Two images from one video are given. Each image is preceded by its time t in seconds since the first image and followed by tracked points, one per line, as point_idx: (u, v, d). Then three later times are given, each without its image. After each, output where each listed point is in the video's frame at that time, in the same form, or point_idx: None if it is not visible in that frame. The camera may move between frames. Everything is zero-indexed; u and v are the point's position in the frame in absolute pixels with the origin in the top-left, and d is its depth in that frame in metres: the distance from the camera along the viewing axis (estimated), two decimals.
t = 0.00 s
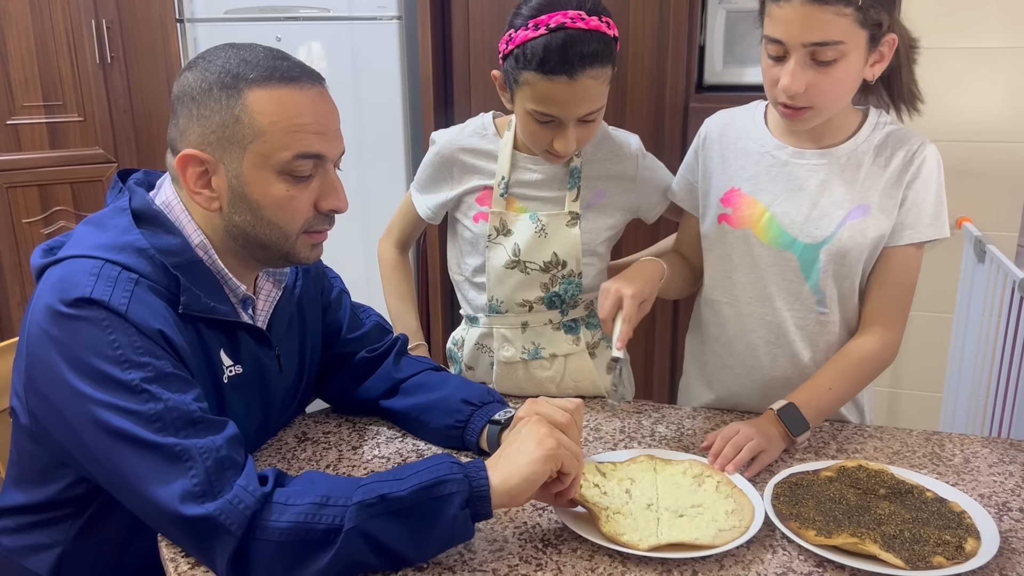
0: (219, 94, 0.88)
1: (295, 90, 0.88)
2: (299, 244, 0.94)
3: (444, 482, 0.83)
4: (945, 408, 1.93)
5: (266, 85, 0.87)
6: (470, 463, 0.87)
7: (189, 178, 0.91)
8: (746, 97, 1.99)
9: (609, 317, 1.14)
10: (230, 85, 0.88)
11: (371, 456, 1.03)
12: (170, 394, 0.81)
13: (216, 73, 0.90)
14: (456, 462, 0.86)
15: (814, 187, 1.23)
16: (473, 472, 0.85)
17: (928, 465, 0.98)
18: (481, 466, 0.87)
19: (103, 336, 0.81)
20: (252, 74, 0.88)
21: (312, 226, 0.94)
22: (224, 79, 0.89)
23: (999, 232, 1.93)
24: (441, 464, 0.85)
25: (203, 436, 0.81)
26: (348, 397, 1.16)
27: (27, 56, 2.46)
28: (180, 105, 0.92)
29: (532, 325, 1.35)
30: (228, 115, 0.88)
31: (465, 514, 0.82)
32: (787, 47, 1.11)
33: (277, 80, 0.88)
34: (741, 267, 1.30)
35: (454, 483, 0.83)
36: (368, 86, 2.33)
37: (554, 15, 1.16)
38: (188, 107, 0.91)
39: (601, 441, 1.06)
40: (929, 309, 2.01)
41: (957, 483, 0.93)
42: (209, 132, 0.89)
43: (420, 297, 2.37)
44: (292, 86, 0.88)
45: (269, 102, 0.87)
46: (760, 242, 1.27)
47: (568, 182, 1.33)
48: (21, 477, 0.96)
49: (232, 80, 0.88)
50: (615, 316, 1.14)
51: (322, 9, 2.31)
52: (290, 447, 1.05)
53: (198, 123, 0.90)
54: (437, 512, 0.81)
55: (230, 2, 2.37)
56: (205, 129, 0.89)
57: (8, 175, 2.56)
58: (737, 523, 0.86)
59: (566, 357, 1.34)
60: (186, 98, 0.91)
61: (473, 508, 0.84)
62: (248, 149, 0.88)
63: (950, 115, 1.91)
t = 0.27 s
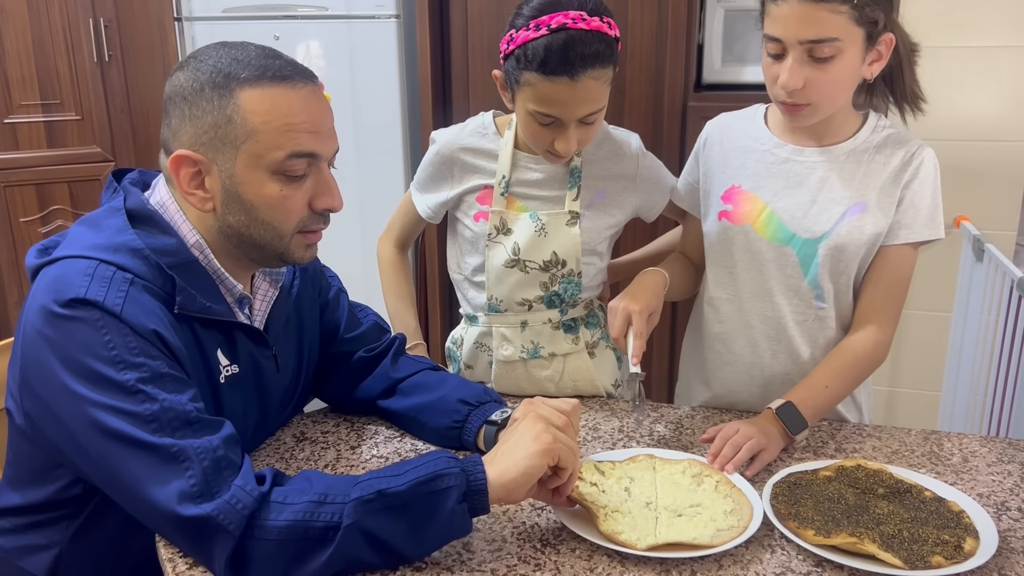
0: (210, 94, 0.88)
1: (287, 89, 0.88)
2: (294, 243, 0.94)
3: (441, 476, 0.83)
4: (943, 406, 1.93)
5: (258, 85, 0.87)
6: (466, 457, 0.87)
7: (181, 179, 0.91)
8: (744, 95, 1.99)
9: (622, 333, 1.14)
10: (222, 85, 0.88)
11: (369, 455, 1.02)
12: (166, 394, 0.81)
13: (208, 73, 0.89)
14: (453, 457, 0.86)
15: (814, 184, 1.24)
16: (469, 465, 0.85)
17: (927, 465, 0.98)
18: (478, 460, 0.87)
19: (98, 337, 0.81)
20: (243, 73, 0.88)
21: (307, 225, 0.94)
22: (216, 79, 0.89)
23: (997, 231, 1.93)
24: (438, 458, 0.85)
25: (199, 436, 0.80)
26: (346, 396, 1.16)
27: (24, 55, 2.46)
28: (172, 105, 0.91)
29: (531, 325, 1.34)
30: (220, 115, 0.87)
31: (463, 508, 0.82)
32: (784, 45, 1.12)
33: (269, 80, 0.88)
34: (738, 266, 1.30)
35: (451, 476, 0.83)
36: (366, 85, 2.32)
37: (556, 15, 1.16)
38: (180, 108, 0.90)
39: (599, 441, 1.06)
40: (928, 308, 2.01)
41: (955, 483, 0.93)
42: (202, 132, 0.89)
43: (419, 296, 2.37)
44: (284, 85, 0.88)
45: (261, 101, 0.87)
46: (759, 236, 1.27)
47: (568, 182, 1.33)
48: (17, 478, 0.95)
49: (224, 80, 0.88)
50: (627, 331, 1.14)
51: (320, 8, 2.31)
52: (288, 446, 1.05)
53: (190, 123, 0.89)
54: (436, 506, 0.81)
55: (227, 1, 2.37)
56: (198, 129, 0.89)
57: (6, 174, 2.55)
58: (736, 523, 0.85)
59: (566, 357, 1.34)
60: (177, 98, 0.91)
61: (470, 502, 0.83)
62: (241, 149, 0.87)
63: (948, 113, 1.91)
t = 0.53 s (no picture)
0: (210, 92, 0.88)
1: (288, 87, 0.88)
2: (295, 241, 0.94)
3: (441, 473, 0.82)
4: (942, 404, 1.93)
5: (258, 83, 0.87)
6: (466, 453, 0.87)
7: (181, 178, 0.90)
8: (743, 93, 1.99)
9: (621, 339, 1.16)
10: (222, 83, 0.87)
11: (368, 454, 1.02)
12: (166, 393, 0.80)
13: (208, 71, 0.89)
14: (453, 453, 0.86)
15: (811, 180, 1.24)
16: (469, 462, 0.85)
17: (927, 464, 0.97)
18: (478, 457, 0.87)
19: (97, 335, 0.80)
20: (244, 71, 0.88)
21: (307, 224, 0.93)
22: (216, 77, 0.88)
23: (996, 229, 1.93)
24: (438, 455, 0.85)
25: (199, 436, 0.80)
26: (345, 395, 1.15)
27: (22, 52, 2.45)
28: (171, 104, 0.91)
29: (531, 322, 1.34)
30: (220, 113, 0.87)
31: (463, 505, 0.82)
32: (783, 39, 1.12)
33: (269, 78, 0.87)
34: (738, 264, 1.30)
35: (451, 473, 0.83)
36: (365, 83, 2.32)
37: (562, 12, 1.15)
38: (180, 106, 0.90)
39: (599, 440, 1.05)
40: (927, 306, 2.01)
41: (956, 482, 0.93)
42: (201, 131, 0.88)
43: (417, 294, 2.36)
44: (285, 83, 0.88)
45: (261, 99, 0.86)
46: (756, 231, 1.27)
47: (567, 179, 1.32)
48: (15, 477, 0.95)
49: (224, 78, 0.88)
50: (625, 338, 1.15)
51: (318, 6, 2.30)
52: (287, 446, 1.04)
53: (190, 122, 0.89)
54: (436, 503, 0.81)
55: None
56: (197, 128, 0.88)
57: (3, 172, 2.54)
58: (737, 523, 0.85)
59: (565, 354, 1.34)
60: (177, 96, 0.90)
61: (469, 499, 0.83)
62: (241, 147, 0.87)
63: (947, 112, 1.91)
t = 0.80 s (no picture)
0: (209, 87, 0.87)
1: (287, 81, 0.87)
2: (295, 236, 0.94)
3: (438, 472, 0.82)
4: (941, 403, 1.93)
5: (256, 77, 0.87)
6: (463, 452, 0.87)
7: (181, 173, 0.90)
8: (742, 92, 1.99)
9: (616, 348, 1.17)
10: (220, 78, 0.87)
11: (367, 452, 1.02)
12: (163, 392, 0.80)
13: (206, 66, 0.89)
14: (450, 451, 0.86)
15: (807, 177, 1.24)
16: (466, 460, 0.85)
17: (926, 461, 0.97)
18: (476, 455, 0.87)
19: (95, 333, 0.80)
20: (242, 66, 0.87)
21: (307, 219, 0.93)
22: (214, 72, 0.88)
23: (995, 227, 1.93)
24: (435, 454, 0.85)
25: (196, 434, 0.80)
26: (344, 392, 1.15)
27: (19, 50, 2.44)
28: (170, 100, 0.91)
29: (529, 319, 1.34)
30: (219, 108, 0.87)
31: (461, 502, 0.82)
32: (779, 37, 1.12)
33: (268, 72, 0.87)
34: (737, 262, 1.30)
35: (448, 472, 0.82)
36: (363, 81, 2.31)
37: (563, 8, 1.15)
38: (178, 102, 0.90)
39: (598, 438, 1.05)
40: (925, 304, 2.01)
41: (955, 479, 0.93)
42: (201, 126, 0.88)
43: (416, 292, 2.36)
44: (283, 77, 0.87)
45: (260, 93, 0.86)
46: (752, 229, 1.27)
47: (566, 176, 1.32)
48: (12, 476, 0.95)
49: (222, 72, 0.87)
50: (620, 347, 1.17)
51: (316, 4, 2.30)
52: (286, 443, 1.04)
53: (189, 117, 0.89)
54: (433, 501, 0.81)
55: None
56: (196, 123, 0.88)
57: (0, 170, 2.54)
58: (738, 519, 0.85)
59: (564, 351, 1.33)
60: (175, 92, 0.90)
61: (467, 497, 0.83)
62: (241, 141, 0.87)
63: (946, 110, 1.91)
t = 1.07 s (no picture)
0: (203, 79, 0.87)
1: (280, 71, 0.87)
2: (293, 228, 0.93)
3: (432, 474, 0.82)
4: (937, 401, 1.94)
5: (250, 68, 0.87)
6: (458, 451, 0.86)
7: (177, 167, 0.89)
8: (738, 90, 1.99)
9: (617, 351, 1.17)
10: (214, 69, 0.87)
11: (363, 451, 1.02)
12: (157, 391, 0.80)
13: (200, 58, 0.89)
14: (444, 451, 0.85)
15: (801, 176, 1.24)
16: (461, 461, 0.85)
17: (922, 459, 0.98)
18: (470, 454, 0.86)
19: (88, 333, 0.80)
20: (236, 57, 0.87)
21: (305, 210, 0.93)
22: (208, 63, 0.88)
23: (991, 226, 1.93)
24: (429, 454, 0.84)
25: (190, 433, 0.80)
26: (339, 389, 1.15)
27: (15, 48, 2.44)
28: (163, 94, 0.90)
29: (526, 318, 1.34)
30: (214, 99, 0.87)
31: (455, 503, 0.82)
32: (773, 35, 1.12)
33: (261, 62, 0.87)
34: (733, 260, 1.30)
35: (442, 474, 0.82)
36: (360, 79, 2.31)
37: None
38: (172, 96, 0.89)
39: (594, 437, 1.06)
40: (921, 303, 2.02)
41: (951, 477, 0.93)
42: (196, 118, 0.88)
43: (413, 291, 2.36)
44: (277, 67, 0.88)
45: (255, 83, 0.86)
46: (748, 228, 1.27)
47: (561, 173, 1.32)
48: (6, 477, 0.94)
49: (216, 64, 0.87)
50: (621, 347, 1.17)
51: (313, 2, 2.29)
52: (282, 442, 1.04)
53: (184, 110, 0.89)
54: (427, 502, 0.81)
55: None
56: (192, 116, 0.88)
57: None
58: (736, 517, 0.85)
59: (560, 349, 1.34)
60: (169, 86, 0.90)
61: (462, 498, 0.83)
62: (237, 132, 0.87)
63: (942, 108, 1.91)
